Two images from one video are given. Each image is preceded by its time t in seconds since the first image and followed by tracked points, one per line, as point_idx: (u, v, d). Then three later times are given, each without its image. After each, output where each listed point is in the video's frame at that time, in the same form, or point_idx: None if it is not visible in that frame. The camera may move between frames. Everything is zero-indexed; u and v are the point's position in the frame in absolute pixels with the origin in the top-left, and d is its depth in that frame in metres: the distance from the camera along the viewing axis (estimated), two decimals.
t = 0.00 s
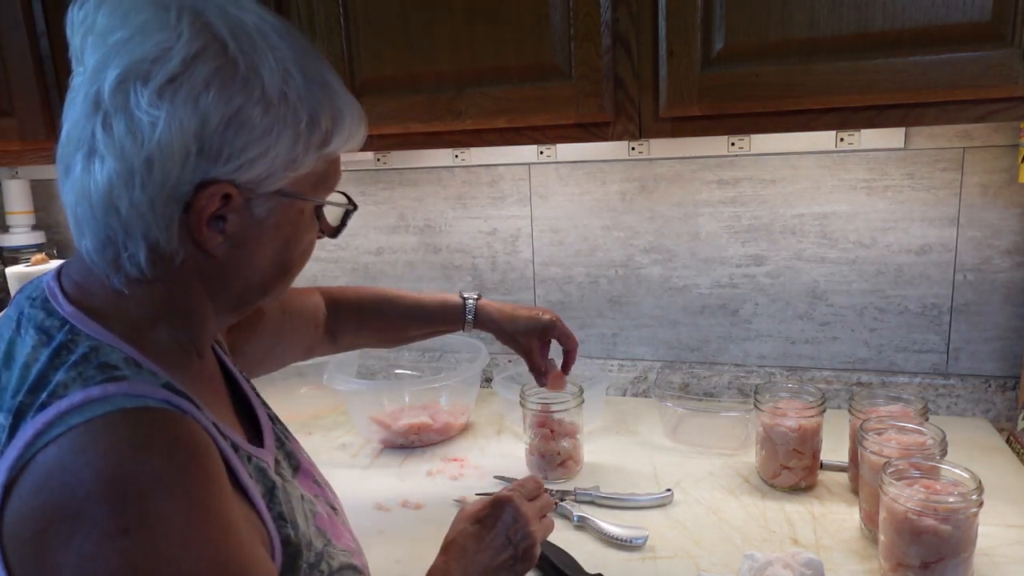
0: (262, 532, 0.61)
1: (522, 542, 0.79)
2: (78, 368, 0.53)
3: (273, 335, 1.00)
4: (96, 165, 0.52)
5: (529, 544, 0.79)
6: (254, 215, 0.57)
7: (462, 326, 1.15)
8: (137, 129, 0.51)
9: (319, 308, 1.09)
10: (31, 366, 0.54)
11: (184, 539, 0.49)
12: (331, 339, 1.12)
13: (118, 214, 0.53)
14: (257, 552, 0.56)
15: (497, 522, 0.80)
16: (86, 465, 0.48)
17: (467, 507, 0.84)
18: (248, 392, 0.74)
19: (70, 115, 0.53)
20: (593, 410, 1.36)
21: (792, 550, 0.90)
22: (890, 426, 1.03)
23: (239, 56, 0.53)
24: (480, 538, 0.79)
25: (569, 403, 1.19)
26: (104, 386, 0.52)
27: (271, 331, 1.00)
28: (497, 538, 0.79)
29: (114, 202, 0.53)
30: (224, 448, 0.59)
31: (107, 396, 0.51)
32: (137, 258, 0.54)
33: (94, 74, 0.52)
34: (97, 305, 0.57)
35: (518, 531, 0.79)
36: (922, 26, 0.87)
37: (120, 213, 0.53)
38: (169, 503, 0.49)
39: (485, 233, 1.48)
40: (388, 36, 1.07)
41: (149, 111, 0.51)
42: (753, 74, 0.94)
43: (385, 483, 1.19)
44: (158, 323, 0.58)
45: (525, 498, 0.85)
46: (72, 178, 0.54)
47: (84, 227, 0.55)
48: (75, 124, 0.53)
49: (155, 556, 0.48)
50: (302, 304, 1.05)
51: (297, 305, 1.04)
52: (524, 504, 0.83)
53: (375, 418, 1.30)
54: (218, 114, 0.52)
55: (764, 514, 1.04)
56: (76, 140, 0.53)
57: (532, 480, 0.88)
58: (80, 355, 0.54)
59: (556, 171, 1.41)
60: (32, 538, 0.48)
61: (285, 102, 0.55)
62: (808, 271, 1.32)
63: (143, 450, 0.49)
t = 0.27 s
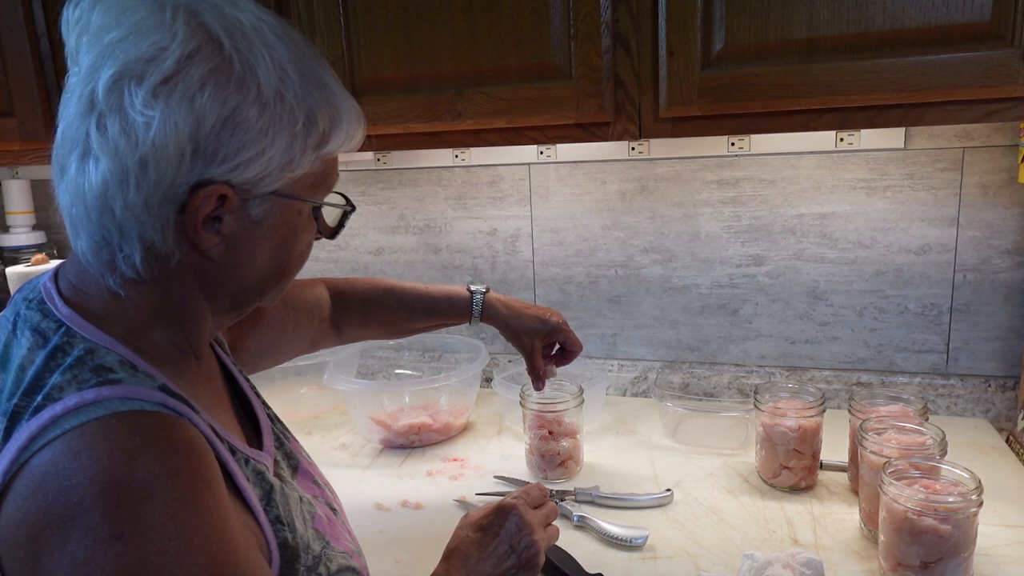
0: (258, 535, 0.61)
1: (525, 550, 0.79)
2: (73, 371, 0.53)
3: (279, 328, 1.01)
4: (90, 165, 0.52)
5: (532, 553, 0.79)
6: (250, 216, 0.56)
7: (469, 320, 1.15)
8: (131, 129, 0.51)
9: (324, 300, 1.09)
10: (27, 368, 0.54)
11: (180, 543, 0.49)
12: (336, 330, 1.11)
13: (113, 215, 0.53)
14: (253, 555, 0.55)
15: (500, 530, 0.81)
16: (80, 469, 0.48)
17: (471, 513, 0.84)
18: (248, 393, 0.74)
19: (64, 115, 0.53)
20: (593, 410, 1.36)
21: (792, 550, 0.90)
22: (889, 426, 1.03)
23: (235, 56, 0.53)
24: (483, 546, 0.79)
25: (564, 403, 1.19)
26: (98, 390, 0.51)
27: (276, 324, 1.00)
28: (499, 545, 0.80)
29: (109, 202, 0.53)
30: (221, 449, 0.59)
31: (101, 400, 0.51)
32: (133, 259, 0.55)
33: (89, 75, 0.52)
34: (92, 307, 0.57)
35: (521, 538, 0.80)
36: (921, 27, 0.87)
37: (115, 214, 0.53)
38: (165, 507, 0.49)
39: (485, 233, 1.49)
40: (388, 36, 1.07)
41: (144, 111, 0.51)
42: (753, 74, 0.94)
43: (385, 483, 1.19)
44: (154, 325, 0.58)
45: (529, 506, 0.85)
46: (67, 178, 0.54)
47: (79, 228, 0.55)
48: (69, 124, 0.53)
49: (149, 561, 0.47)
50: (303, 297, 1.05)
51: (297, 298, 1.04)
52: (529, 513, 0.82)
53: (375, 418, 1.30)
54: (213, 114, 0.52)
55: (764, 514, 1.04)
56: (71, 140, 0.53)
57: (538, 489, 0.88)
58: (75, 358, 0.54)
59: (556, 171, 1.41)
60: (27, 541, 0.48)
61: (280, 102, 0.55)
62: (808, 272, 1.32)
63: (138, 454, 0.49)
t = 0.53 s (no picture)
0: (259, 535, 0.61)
1: (524, 548, 0.79)
2: (74, 372, 0.53)
3: (279, 328, 1.01)
4: (90, 165, 0.52)
5: (532, 551, 0.79)
6: (250, 217, 0.56)
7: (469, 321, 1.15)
8: (131, 130, 0.51)
9: (324, 301, 1.09)
10: (28, 370, 0.55)
11: (183, 545, 0.48)
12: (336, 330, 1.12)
13: (113, 215, 0.53)
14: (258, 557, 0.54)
15: (499, 528, 0.81)
16: (82, 470, 0.48)
17: (470, 512, 0.84)
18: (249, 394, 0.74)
19: (65, 115, 0.54)
20: (593, 410, 1.36)
21: (792, 550, 0.90)
22: (889, 426, 1.03)
23: (236, 56, 0.53)
24: (482, 544, 0.79)
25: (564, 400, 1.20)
26: (99, 391, 0.52)
27: (276, 325, 1.00)
28: (499, 544, 0.79)
29: (109, 203, 0.53)
30: (221, 448, 0.59)
31: (103, 401, 0.51)
32: (133, 259, 0.55)
33: (89, 75, 0.52)
34: (92, 307, 0.57)
35: (521, 536, 0.80)
36: (921, 27, 0.87)
37: (115, 214, 0.53)
38: (168, 508, 0.48)
39: (485, 233, 1.49)
40: (388, 36, 1.07)
41: (144, 111, 0.51)
42: (753, 74, 0.94)
43: (385, 483, 1.19)
44: (153, 326, 0.58)
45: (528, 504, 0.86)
46: (67, 178, 0.54)
47: (79, 228, 0.55)
48: (70, 125, 0.53)
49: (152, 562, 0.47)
50: (303, 298, 1.05)
51: (297, 300, 1.04)
52: (528, 512, 0.83)
53: (375, 418, 1.30)
54: (214, 114, 0.52)
55: (764, 514, 1.04)
56: (71, 140, 0.53)
57: (535, 487, 0.89)
58: (76, 359, 0.54)
59: (556, 171, 1.41)
60: (27, 544, 0.48)
61: (281, 102, 0.55)
62: (808, 272, 1.32)
63: (139, 454, 0.49)
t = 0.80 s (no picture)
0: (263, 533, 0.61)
1: (526, 544, 0.79)
2: (76, 372, 0.53)
3: (268, 334, 1.01)
4: (97, 162, 0.52)
5: (533, 546, 0.79)
6: (257, 213, 0.57)
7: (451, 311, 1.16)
8: (141, 126, 0.50)
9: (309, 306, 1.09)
10: (29, 369, 0.54)
11: (185, 544, 0.49)
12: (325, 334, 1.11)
13: (121, 212, 0.53)
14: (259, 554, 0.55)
15: (502, 524, 0.80)
16: (84, 469, 0.48)
17: (472, 507, 0.84)
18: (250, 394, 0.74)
19: (69, 112, 0.53)
20: (593, 410, 1.36)
21: (792, 550, 0.90)
22: (890, 426, 1.03)
23: (245, 55, 0.54)
24: (484, 541, 0.79)
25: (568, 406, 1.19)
26: (101, 389, 0.51)
27: (265, 331, 1.00)
28: (501, 540, 0.79)
29: (117, 200, 0.52)
30: (222, 447, 0.59)
31: (104, 400, 0.51)
32: (140, 257, 0.54)
33: (97, 71, 0.51)
34: (95, 306, 0.57)
35: (522, 532, 0.79)
36: (922, 27, 0.87)
37: (123, 211, 0.52)
38: (170, 507, 0.49)
39: (485, 233, 1.49)
40: (388, 37, 1.07)
41: (155, 108, 0.50)
42: (753, 74, 0.94)
43: (385, 483, 1.19)
44: (155, 324, 0.58)
45: (530, 499, 0.86)
46: (72, 175, 0.53)
47: (84, 226, 0.54)
48: (75, 122, 0.52)
49: (154, 560, 0.47)
50: (292, 303, 1.06)
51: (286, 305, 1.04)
52: (530, 507, 0.82)
53: (375, 418, 1.30)
54: (223, 112, 0.52)
55: (764, 514, 1.04)
56: (77, 137, 0.52)
57: (537, 483, 0.89)
58: (78, 358, 0.54)
59: (556, 171, 1.41)
60: (30, 544, 0.48)
61: (288, 100, 0.55)
62: (808, 272, 1.32)
63: (141, 453, 0.49)
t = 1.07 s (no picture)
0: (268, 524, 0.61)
1: (520, 535, 0.80)
2: (88, 365, 0.53)
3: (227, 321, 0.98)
4: (150, 169, 0.50)
5: (528, 537, 0.80)
6: (289, 215, 0.58)
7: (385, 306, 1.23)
8: (203, 135, 0.50)
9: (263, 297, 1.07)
10: (41, 363, 0.54)
11: (202, 532, 0.49)
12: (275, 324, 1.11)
13: (174, 218, 0.52)
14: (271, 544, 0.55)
15: (495, 516, 0.80)
16: (98, 459, 0.48)
17: (465, 501, 0.83)
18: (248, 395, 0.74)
19: (110, 117, 0.51)
20: (593, 410, 1.36)
21: (792, 550, 0.90)
22: (890, 426, 1.03)
23: (291, 65, 0.55)
24: (479, 532, 0.79)
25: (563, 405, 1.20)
26: (113, 381, 0.52)
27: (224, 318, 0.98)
28: (495, 531, 0.79)
29: (173, 206, 0.51)
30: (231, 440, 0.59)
31: (117, 391, 0.51)
32: (184, 260, 0.54)
33: (148, 78, 0.50)
34: (112, 307, 0.57)
35: (516, 523, 0.80)
36: (921, 27, 0.87)
37: (177, 218, 0.52)
38: (187, 494, 0.49)
39: (485, 233, 1.49)
40: (388, 37, 1.07)
41: (217, 117, 0.50)
42: (753, 75, 0.94)
43: (385, 483, 1.19)
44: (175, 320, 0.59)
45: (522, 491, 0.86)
46: (116, 182, 0.51)
47: (123, 232, 0.52)
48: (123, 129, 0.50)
49: (171, 547, 0.48)
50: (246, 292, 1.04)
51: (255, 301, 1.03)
52: (522, 498, 0.82)
53: (375, 418, 1.30)
54: (274, 119, 0.53)
55: (764, 514, 1.04)
56: (125, 145, 0.50)
57: (527, 474, 0.89)
58: (89, 352, 0.54)
59: (556, 171, 1.41)
60: (47, 533, 0.48)
61: (325, 109, 0.57)
62: (808, 272, 1.32)
63: (158, 443, 0.50)
